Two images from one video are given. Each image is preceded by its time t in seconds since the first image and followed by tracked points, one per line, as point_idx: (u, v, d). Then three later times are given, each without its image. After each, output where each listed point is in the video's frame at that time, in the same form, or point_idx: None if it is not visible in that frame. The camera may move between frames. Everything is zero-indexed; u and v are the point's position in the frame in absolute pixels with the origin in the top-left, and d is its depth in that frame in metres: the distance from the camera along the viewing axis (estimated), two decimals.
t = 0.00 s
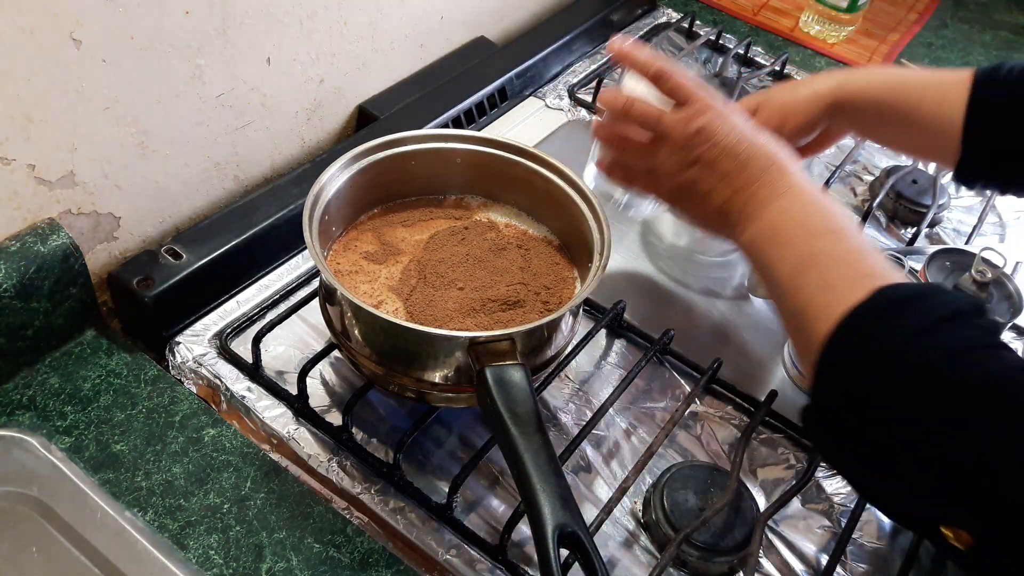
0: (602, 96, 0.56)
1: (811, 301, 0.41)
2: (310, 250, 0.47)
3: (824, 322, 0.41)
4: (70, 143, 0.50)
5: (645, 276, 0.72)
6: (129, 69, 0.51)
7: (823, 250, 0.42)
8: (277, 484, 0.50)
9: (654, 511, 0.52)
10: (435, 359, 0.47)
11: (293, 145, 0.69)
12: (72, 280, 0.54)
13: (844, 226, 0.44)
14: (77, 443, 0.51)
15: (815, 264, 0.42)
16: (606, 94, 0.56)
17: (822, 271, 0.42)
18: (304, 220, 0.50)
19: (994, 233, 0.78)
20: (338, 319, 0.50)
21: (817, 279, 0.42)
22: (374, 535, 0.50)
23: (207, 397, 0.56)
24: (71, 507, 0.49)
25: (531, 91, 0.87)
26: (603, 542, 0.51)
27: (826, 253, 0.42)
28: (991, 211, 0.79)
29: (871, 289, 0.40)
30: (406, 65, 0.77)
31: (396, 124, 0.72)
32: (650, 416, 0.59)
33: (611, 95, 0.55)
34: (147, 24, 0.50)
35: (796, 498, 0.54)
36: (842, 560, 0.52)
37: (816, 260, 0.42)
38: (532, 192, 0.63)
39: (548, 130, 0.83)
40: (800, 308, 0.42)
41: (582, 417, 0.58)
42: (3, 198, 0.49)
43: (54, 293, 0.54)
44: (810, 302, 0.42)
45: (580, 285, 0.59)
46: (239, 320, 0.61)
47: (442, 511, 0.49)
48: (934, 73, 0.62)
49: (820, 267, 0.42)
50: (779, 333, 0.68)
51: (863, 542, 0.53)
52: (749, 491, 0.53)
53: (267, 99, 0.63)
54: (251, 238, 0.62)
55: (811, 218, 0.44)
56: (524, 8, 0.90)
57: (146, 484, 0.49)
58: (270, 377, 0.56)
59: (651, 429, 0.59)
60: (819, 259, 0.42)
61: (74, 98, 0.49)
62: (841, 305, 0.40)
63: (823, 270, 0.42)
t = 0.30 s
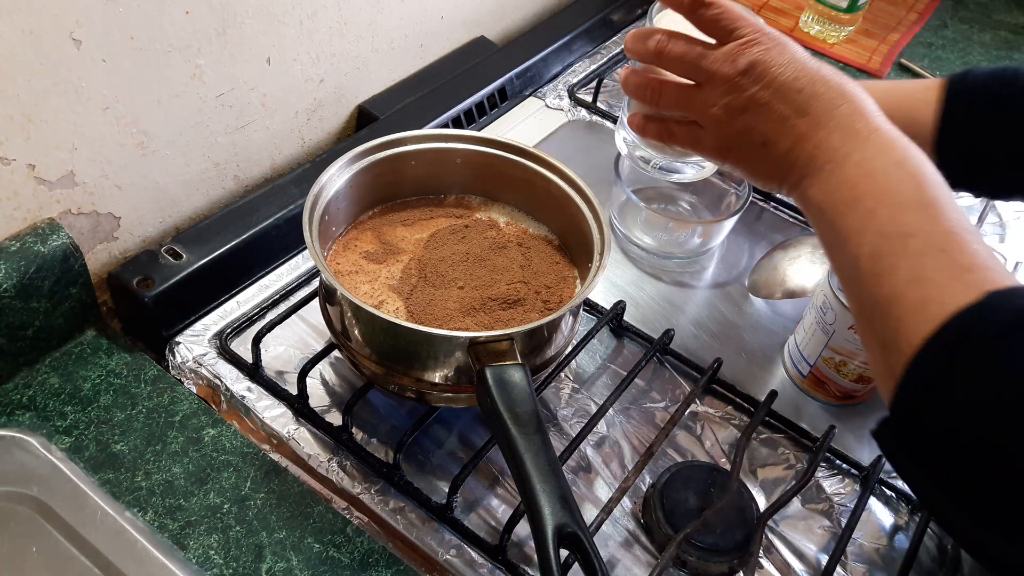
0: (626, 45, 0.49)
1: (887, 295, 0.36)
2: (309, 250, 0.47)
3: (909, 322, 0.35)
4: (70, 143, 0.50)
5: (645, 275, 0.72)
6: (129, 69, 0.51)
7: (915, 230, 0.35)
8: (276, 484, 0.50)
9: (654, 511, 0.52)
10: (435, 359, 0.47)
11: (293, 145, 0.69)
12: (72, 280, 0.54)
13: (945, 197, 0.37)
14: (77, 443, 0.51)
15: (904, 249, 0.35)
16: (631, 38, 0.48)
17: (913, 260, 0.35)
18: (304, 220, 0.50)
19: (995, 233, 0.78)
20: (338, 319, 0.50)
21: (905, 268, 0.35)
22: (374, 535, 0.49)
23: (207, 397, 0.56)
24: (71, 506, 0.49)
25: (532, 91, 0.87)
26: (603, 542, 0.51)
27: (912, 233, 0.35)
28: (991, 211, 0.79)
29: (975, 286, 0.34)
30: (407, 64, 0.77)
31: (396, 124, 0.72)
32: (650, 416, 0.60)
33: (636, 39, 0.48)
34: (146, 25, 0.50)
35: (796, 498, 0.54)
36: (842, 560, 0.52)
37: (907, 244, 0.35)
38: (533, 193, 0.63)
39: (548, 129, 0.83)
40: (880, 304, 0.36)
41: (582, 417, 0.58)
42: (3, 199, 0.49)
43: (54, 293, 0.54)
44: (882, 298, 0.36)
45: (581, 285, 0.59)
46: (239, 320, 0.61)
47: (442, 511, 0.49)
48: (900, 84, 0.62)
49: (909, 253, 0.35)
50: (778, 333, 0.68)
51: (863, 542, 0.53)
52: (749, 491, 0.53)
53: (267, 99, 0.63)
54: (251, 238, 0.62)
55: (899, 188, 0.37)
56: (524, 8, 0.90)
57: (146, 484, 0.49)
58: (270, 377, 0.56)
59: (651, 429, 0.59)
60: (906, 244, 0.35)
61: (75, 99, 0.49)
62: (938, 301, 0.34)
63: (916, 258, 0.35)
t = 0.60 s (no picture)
0: (614, 29, 0.47)
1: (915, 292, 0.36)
2: (309, 250, 0.47)
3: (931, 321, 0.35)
4: (70, 143, 0.50)
5: (645, 275, 0.72)
6: (129, 69, 0.51)
7: (937, 224, 0.36)
8: (277, 484, 0.50)
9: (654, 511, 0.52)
10: (435, 359, 0.47)
11: (293, 145, 0.69)
12: (72, 280, 0.54)
13: (966, 190, 0.37)
14: (77, 443, 0.51)
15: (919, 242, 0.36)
16: (620, 23, 0.47)
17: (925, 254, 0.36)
18: (304, 220, 0.50)
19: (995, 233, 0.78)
20: (338, 319, 0.50)
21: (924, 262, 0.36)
22: (374, 535, 0.49)
23: (207, 397, 0.56)
24: (71, 507, 0.49)
25: (532, 91, 0.87)
26: (603, 542, 0.51)
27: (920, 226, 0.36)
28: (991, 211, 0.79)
29: (1001, 286, 0.34)
30: (407, 64, 0.77)
31: (396, 124, 0.71)
32: (650, 416, 0.59)
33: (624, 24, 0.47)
34: (146, 25, 0.50)
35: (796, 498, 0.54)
36: (843, 560, 0.52)
37: (920, 238, 0.36)
38: (532, 193, 0.63)
39: (548, 130, 0.83)
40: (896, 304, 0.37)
41: (582, 417, 0.58)
42: (3, 198, 0.49)
43: (54, 293, 0.54)
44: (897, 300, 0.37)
45: (581, 285, 0.59)
46: (239, 320, 0.61)
47: (442, 511, 0.49)
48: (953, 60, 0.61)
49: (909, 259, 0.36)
50: (779, 332, 0.68)
51: (863, 542, 0.53)
52: (749, 491, 0.53)
53: (268, 98, 0.63)
54: (251, 238, 0.62)
55: (918, 179, 0.37)
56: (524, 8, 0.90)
57: (146, 484, 0.49)
58: (269, 377, 0.56)
59: (651, 429, 0.59)
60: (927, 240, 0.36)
61: (75, 99, 0.49)
62: (963, 300, 0.34)
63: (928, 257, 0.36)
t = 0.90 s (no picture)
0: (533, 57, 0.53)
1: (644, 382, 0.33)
2: (310, 250, 0.47)
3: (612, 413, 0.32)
4: (70, 143, 0.50)
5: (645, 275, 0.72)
6: (129, 69, 0.51)
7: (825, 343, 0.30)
8: (277, 484, 0.50)
9: (654, 511, 0.52)
10: (435, 359, 0.47)
11: (293, 145, 0.69)
12: (72, 279, 0.54)
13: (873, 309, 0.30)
14: (77, 443, 0.51)
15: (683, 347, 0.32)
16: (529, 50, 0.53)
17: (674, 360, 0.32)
18: (305, 220, 0.50)
19: (995, 233, 0.78)
20: (338, 319, 0.50)
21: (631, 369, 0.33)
22: (374, 535, 0.50)
23: (207, 397, 0.56)
24: (71, 506, 0.49)
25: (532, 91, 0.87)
26: (603, 542, 0.51)
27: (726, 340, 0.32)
28: (991, 211, 0.79)
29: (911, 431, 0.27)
30: (407, 64, 0.77)
31: (396, 124, 0.71)
32: (649, 417, 0.59)
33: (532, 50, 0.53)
34: (147, 25, 0.50)
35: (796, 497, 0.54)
36: (843, 560, 0.53)
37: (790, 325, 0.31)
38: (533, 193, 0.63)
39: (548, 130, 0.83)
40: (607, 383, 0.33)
41: (582, 417, 0.58)
42: (3, 199, 0.49)
43: (54, 293, 0.54)
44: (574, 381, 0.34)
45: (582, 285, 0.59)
46: (239, 320, 0.61)
47: (442, 511, 0.49)
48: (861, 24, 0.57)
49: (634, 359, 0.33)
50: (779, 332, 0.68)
51: (864, 542, 0.54)
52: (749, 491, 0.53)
53: (268, 98, 0.63)
54: (251, 238, 0.62)
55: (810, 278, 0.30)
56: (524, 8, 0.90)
57: (146, 484, 0.49)
58: (270, 377, 0.56)
59: (651, 429, 0.58)
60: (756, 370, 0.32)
61: (75, 99, 0.49)
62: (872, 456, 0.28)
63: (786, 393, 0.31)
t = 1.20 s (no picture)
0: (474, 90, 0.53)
1: (548, 510, 0.40)
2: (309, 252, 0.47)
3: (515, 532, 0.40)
4: (70, 142, 0.50)
5: (645, 275, 0.72)
6: (129, 69, 0.51)
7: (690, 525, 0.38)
8: (276, 484, 0.50)
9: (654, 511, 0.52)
10: (435, 362, 0.47)
11: (293, 145, 0.69)
12: (73, 279, 0.54)
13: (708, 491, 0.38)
14: (77, 443, 0.51)
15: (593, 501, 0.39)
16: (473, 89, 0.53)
17: (580, 507, 0.39)
18: (304, 220, 0.50)
19: (995, 233, 0.78)
20: (338, 321, 0.50)
21: (557, 496, 0.40)
22: (374, 535, 0.49)
23: (207, 397, 0.56)
24: (71, 506, 0.49)
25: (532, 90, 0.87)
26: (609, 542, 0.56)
27: (631, 515, 0.38)
28: (991, 211, 0.79)
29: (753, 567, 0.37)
30: (407, 64, 0.77)
31: (397, 124, 0.71)
32: (649, 417, 0.59)
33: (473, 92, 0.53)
34: (147, 24, 0.50)
35: (796, 498, 0.54)
36: (843, 560, 0.52)
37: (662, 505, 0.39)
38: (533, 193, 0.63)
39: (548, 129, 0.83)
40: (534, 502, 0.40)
41: (582, 417, 0.58)
42: (3, 199, 0.49)
43: (54, 293, 0.54)
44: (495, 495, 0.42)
45: (581, 286, 0.59)
46: (239, 320, 0.61)
47: (442, 511, 0.49)
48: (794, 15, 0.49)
49: (553, 497, 0.40)
50: (779, 332, 0.68)
51: (863, 542, 0.53)
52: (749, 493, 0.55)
53: (267, 98, 0.63)
54: (251, 238, 0.62)
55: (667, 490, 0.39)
56: (524, 7, 0.90)
57: (146, 484, 0.49)
58: (270, 377, 0.56)
59: (652, 430, 0.58)
60: (645, 539, 0.38)
61: (74, 98, 0.49)
62: None
63: (673, 556, 0.37)
